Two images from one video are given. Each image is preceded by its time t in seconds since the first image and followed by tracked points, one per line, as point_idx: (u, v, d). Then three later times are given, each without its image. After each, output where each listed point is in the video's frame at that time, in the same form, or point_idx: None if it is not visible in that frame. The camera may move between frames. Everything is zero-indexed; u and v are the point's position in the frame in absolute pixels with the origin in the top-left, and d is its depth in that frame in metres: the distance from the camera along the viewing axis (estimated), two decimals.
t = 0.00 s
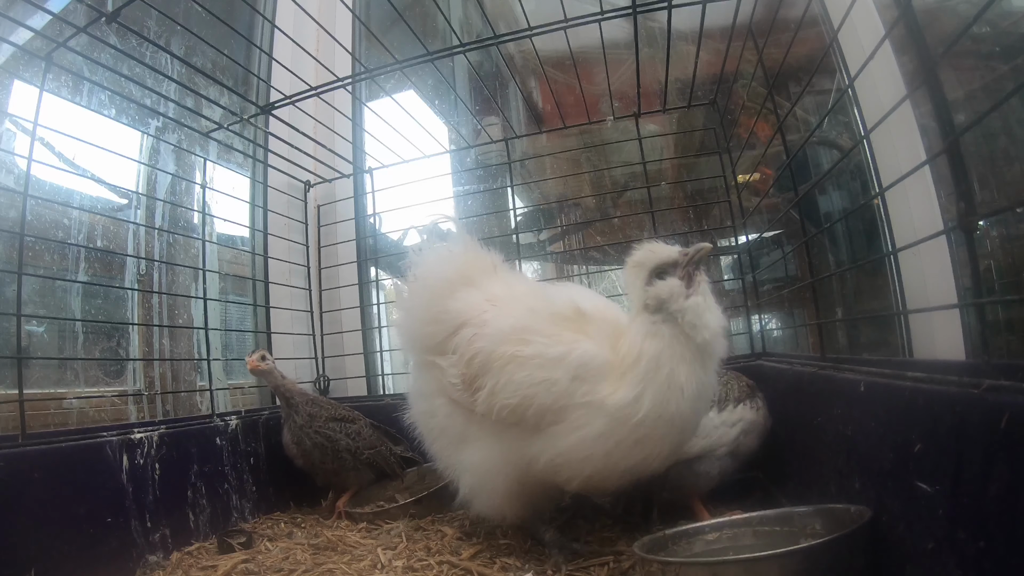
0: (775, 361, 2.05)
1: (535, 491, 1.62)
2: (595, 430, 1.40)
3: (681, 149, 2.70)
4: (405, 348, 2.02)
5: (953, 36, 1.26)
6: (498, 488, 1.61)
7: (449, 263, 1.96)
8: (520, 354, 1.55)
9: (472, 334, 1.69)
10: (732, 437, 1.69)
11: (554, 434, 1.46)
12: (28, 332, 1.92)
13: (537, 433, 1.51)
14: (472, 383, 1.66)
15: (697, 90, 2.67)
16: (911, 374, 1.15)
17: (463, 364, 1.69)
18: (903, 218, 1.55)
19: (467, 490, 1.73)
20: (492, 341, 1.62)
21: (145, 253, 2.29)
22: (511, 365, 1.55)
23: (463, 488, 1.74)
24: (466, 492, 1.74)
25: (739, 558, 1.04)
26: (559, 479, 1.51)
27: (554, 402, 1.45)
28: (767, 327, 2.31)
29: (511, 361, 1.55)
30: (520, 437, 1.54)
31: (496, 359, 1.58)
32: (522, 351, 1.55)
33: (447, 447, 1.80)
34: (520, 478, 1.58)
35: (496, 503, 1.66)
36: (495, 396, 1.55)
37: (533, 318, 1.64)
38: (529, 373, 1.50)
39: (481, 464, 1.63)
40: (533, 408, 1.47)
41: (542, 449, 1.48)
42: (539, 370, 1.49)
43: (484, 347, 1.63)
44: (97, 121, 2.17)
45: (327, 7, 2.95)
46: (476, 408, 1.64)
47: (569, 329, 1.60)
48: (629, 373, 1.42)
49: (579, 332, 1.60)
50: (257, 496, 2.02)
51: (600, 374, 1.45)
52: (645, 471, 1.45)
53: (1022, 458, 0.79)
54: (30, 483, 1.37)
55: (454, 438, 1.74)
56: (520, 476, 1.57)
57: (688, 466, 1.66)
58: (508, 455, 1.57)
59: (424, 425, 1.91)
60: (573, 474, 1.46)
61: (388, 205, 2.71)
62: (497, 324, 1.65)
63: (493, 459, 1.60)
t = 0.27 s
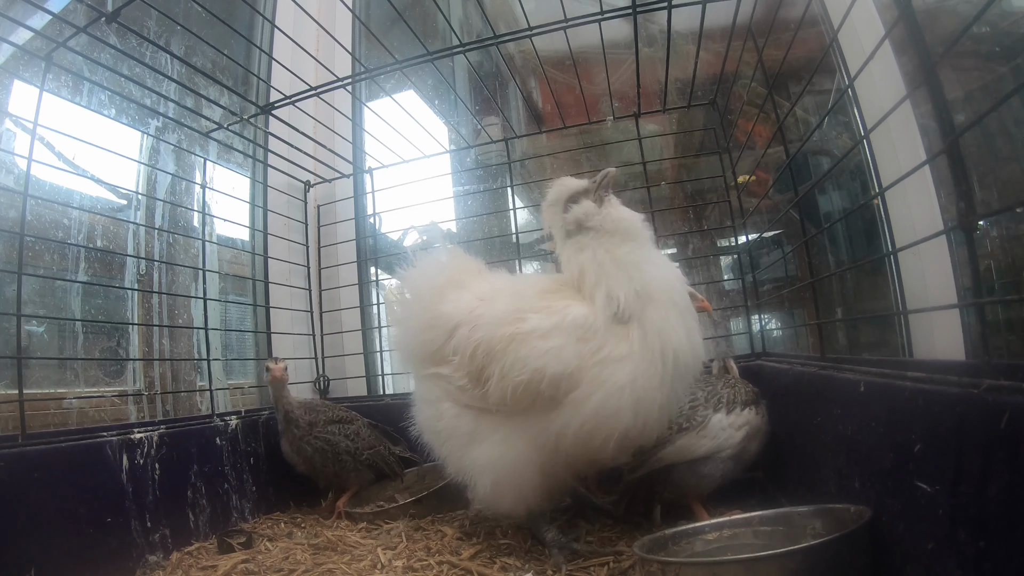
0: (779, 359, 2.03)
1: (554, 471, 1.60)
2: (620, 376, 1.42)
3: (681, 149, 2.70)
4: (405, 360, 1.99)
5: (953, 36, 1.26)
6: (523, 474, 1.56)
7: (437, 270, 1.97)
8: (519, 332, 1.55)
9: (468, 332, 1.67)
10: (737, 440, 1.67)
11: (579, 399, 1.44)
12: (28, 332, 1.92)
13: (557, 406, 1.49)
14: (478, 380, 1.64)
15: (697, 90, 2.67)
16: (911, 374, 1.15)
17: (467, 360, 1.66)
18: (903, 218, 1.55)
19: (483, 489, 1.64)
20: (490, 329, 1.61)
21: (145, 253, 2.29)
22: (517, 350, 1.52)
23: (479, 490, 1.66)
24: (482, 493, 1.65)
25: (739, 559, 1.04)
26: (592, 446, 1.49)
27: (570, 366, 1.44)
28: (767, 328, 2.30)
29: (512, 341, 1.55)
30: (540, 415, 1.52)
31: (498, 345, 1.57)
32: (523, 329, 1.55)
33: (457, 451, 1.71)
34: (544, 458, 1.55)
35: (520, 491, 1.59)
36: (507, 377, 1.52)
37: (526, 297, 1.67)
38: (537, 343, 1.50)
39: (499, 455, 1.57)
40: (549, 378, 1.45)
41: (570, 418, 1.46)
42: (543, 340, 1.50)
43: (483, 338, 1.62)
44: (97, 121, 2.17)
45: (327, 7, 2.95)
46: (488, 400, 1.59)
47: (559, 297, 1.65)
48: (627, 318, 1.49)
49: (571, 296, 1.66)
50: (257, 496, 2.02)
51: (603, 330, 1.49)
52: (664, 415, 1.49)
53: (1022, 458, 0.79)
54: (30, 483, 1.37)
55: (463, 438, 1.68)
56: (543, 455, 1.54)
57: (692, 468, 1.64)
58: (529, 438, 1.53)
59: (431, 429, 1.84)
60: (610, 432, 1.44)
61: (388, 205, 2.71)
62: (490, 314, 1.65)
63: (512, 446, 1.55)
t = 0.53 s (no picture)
0: (779, 360, 2.00)
1: (562, 463, 1.59)
2: (620, 362, 1.42)
3: (681, 149, 2.70)
4: (404, 365, 1.96)
5: (953, 36, 1.27)
6: (530, 467, 1.55)
7: (430, 277, 1.97)
8: (514, 327, 1.55)
9: (465, 331, 1.67)
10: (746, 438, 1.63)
11: (580, 388, 1.43)
12: (28, 332, 1.92)
13: (561, 396, 1.48)
14: (479, 381, 1.63)
15: (697, 90, 2.67)
16: (911, 374, 1.15)
17: (467, 360, 1.65)
18: (902, 218, 1.55)
19: (489, 488, 1.62)
20: (487, 326, 1.61)
21: (145, 252, 2.29)
22: (513, 345, 1.52)
23: (486, 490, 1.64)
24: (489, 492, 1.63)
25: (739, 558, 1.04)
26: (597, 434, 1.48)
27: (568, 355, 1.44)
28: (767, 328, 2.30)
29: (509, 336, 1.55)
30: (544, 408, 1.51)
31: (496, 340, 1.57)
32: (518, 323, 1.55)
33: (461, 453, 1.70)
34: (551, 451, 1.54)
35: (528, 487, 1.58)
36: (507, 371, 1.52)
37: (520, 292, 1.67)
38: (534, 336, 1.51)
39: (505, 451, 1.56)
40: (550, 368, 1.45)
41: (573, 408, 1.44)
42: (542, 332, 1.51)
43: (481, 335, 1.61)
44: (97, 121, 2.17)
45: (327, 7, 2.95)
46: (491, 398, 1.59)
47: (555, 290, 1.66)
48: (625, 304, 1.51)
49: (569, 287, 1.68)
50: (257, 496, 2.02)
51: (604, 320, 1.49)
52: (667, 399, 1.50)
53: (1022, 458, 0.79)
54: (30, 483, 1.37)
55: (467, 438, 1.66)
56: (549, 449, 1.53)
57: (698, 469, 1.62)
58: (535, 432, 1.53)
59: (434, 431, 1.81)
60: (614, 419, 1.43)
61: (388, 205, 2.72)
62: (485, 312, 1.65)
63: (518, 442, 1.54)
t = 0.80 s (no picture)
0: (780, 358, 1.99)
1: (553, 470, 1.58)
2: (605, 376, 1.40)
3: (681, 149, 2.70)
4: (399, 363, 1.96)
5: (953, 36, 1.27)
6: (514, 475, 1.55)
7: (425, 276, 1.98)
8: (509, 333, 1.58)
9: (460, 333, 1.69)
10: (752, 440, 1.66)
11: (566, 396, 1.43)
12: (28, 332, 1.93)
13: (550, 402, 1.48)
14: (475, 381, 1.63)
15: (697, 90, 2.67)
16: (911, 374, 1.14)
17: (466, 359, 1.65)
18: (903, 218, 1.55)
19: (478, 488, 1.63)
20: (480, 330, 1.64)
21: (145, 252, 2.29)
22: (507, 348, 1.55)
23: (476, 491, 1.64)
24: (478, 492, 1.64)
25: (739, 558, 1.04)
26: (578, 447, 1.46)
27: (557, 364, 1.46)
28: (767, 328, 2.30)
29: (503, 341, 1.58)
30: (533, 413, 1.51)
31: (489, 344, 1.60)
32: (513, 328, 1.58)
33: (452, 453, 1.70)
34: (538, 459, 1.53)
35: (515, 492, 1.58)
36: (498, 377, 1.54)
37: (515, 295, 1.69)
38: (528, 342, 1.53)
39: (494, 454, 1.56)
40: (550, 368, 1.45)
41: (558, 416, 1.44)
42: (533, 340, 1.53)
43: (474, 339, 1.64)
44: (97, 121, 2.17)
45: (327, 7, 2.95)
46: (484, 399, 1.59)
47: (550, 296, 1.67)
48: (614, 316, 1.48)
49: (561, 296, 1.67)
50: (257, 496, 2.01)
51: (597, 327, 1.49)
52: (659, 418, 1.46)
53: (1022, 458, 0.79)
54: (30, 483, 1.37)
55: (459, 441, 1.67)
56: (535, 457, 1.52)
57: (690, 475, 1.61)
58: (523, 437, 1.52)
59: (428, 434, 1.82)
60: (594, 434, 1.41)
61: (388, 205, 2.72)
62: (480, 314, 1.68)
63: (506, 446, 1.54)
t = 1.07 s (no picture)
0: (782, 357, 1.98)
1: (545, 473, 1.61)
2: (589, 403, 1.43)
3: (681, 149, 2.70)
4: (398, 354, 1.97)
5: (953, 36, 1.27)
6: (496, 480, 1.60)
7: (431, 267, 1.98)
8: (511, 342, 1.58)
9: (462, 333, 1.70)
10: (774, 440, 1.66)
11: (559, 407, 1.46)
12: (28, 332, 1.93)
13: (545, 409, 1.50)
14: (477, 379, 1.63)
15: (697, 90, 2.67)
16: (911, 374, 1.14)
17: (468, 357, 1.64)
18: (903, 218, 1.55)
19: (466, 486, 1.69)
20: (483, 335, 1.65)
21: (145, 252, 2.29)
22: (507, 356, 1.56)
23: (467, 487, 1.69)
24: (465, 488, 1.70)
25: (739, 558, 1.04)
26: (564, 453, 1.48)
27: (553, 383, 1.48)
28: (767, 328, 2.30)
29: (503, 350, 1.59)
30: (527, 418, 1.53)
31: (489, 350, 1.61)
32: (515, 338, 1.58)
33: (446, 449, 1.74)
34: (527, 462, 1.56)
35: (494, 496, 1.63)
36: (493, 387, 1.56)
37: (520, 300, 1.68)
38: (528, 354, 1.53)
39: (480, 457, 1.61)
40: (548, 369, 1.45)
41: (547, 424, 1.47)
42: (534, 353, 1.53)
43: (475, 342, 1.65)
44: (97, 121, 2.17)
45: (327, 7, 2.95)
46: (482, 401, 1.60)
47: (556, 308, 1.65)
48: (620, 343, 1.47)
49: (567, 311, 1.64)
50: (257, 496, 2.01)
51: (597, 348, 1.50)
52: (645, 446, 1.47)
53: (1022, 459, 0.79)
54: (29, 483, 1.37)
55: (453, 437, 1.70)
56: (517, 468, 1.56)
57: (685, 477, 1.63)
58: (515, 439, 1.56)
59: (423, 429, 1.85)
60: (569, 454, 1.46)
61: (388, 205, 2.72)
62: (483, 318, 1.68)
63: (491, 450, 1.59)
